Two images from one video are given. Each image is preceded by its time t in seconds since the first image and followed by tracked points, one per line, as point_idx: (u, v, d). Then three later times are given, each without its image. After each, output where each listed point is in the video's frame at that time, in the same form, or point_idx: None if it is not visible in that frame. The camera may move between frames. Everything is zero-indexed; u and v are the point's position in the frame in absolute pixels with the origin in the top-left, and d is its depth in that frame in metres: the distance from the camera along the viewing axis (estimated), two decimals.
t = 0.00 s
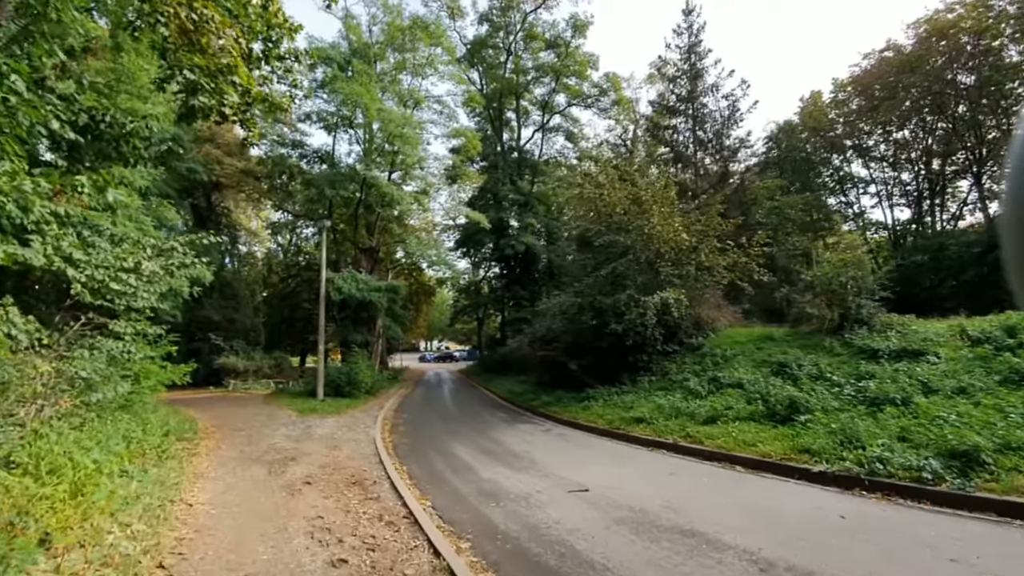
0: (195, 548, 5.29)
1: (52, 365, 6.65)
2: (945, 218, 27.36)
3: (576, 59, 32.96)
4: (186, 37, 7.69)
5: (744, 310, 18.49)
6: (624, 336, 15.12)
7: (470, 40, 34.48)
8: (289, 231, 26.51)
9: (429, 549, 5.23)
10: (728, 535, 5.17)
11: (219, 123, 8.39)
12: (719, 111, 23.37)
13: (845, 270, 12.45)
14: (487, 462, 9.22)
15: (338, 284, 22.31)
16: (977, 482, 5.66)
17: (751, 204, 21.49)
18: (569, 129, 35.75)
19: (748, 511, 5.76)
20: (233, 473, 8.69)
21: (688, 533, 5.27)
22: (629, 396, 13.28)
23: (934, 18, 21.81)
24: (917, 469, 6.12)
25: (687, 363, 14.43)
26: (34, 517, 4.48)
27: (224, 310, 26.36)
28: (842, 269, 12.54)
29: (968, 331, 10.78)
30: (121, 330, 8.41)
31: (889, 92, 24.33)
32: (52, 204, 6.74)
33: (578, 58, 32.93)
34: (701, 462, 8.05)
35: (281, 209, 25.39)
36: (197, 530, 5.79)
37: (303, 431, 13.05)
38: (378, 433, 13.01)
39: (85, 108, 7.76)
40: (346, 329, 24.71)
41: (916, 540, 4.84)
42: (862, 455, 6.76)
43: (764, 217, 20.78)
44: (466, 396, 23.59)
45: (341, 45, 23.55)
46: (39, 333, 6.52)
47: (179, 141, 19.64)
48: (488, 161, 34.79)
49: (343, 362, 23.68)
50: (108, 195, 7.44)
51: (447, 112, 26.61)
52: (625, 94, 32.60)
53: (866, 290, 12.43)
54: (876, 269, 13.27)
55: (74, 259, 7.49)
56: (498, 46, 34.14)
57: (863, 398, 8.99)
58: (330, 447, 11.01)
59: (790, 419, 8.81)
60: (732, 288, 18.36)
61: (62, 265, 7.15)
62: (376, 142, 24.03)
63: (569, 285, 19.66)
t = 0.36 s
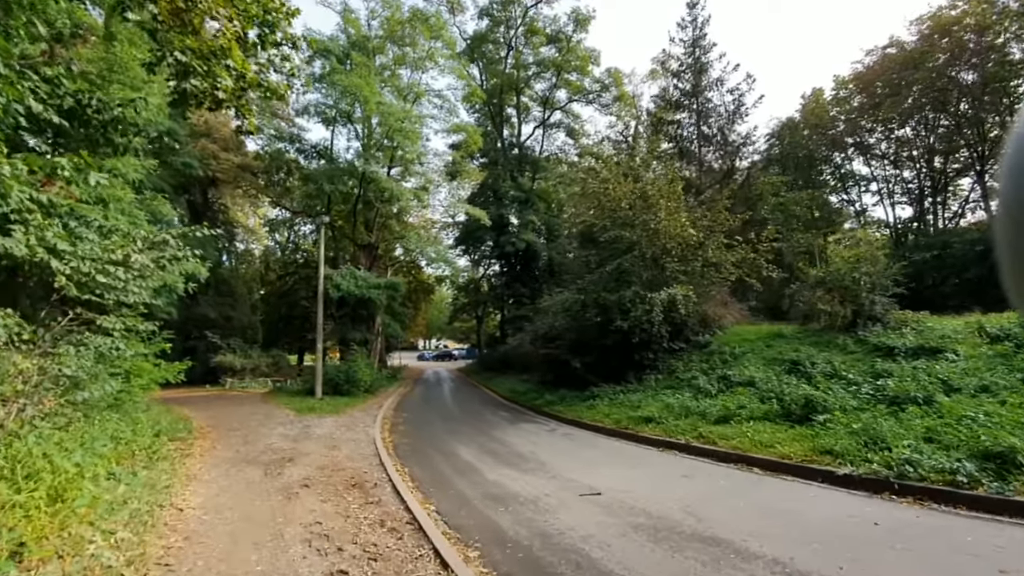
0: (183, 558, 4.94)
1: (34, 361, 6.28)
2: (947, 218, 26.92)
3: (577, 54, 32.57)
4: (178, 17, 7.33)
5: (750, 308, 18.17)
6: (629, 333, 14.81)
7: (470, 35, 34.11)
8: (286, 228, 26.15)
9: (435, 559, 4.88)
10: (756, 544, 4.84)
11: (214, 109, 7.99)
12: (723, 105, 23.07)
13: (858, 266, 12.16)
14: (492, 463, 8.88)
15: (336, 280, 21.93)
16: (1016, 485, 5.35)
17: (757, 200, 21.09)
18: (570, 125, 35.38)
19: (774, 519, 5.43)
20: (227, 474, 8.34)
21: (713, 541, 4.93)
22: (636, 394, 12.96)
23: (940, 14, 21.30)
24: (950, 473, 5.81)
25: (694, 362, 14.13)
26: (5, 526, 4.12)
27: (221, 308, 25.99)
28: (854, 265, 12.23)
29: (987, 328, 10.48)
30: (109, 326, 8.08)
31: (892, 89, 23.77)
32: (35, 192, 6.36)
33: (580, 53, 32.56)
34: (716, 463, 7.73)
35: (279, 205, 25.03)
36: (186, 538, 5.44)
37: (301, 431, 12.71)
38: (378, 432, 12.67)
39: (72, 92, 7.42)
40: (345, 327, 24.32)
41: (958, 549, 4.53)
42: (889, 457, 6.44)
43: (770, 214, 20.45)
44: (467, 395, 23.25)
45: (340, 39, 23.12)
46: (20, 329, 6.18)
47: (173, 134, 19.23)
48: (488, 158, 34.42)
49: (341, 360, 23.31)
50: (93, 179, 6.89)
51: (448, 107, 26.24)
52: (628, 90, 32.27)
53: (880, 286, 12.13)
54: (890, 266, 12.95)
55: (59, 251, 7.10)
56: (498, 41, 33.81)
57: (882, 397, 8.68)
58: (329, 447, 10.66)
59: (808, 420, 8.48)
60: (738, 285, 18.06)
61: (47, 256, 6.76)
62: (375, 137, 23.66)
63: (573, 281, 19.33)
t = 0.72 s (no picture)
0: (173, 572, 4.61)
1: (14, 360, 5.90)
2: (950, 214, 26.48)
3: (580, 47, 32.10)
4: None
5: (759, 305, 17.81)
6: (637, 331, 14.47)
7: (471, 29, 33.68)
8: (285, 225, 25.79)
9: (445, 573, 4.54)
10: (789, 556, 4.52)
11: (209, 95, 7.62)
12: (730, 98, 22.70)
13: (874, 261, 11.81)
14: (500, 466, 8.55)
15: (336, 277, 21.57)
16: None
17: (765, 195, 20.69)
18: (573, 120, 34.94)
19: (806, 528, 5.09)
20: (224, 477, 8.01)
21: (744, 553, 4.59)
22: (645, 393, 12.63)
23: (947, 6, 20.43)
24: (990, 478, 5.49)
25: (704, 359, 13.80)
26: None
27: (219, 305, 25.64)
28: (870, 260, 11.87)
29: (1010, 324, 10.14)
30: (99, 323, 7.72)
31: (895, 86, 22.75)
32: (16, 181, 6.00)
33: (582, 47, 32.08)
34: (735, 466, 7.39)
35: (278, 201, 24.66)
36: (178, 548, 5.10)
37: (301, 431, 12.38)
38: (380, 432, 12.35)
39: (59, 75, 7.06)
40: (345, 324, 23.96)
41: (1011, 563, 4.21)
42: (922, 460, 6.11)
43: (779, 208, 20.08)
44: (470, 392, 22.93)
45: (340, 31, 22.66)
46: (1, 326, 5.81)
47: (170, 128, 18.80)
48: (490, 153, 33.98)
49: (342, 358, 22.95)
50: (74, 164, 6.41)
51: (449, 101, 25.82)
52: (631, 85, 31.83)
53: (897, 282, 11.78)
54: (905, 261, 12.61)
55: (46, 244, 6.74)
56: (500, 35, 33.41)
57: (905, 396, 8.36)
58: (330, 448, 10.33)
59: (830, 420, 8.15)
60: (747, 281, 17.71)
61: (33, 250, 6.41)
62: (375, 132, 23.30)
63: (578, 277, 18.98)
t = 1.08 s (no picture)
0: None
1: None
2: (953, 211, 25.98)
3: (583, 40, 31.66)
4: None
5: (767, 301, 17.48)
6: (645, 327, 14.16)
7: (472, 22, 33.25)
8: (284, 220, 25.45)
9: None
10: (833, 564, 4.22)
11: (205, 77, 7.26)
12: (737, 91, 22.38)
13: (891, 254, 11.52)
14: (511, 466, 8.23)
15: (337, 272, 21.21)
16: None
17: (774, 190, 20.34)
18: (575, 114, 34.52)
19: (845, 534, 4.79)
20: (225, 477, 7.69)
21: (784, 562, 4.29)
22: (655, 390, 12.34)
23: None
24: None
25: (714, 356, 13.51)
26: None
27: (218, 301, 25.28)
28: (887, 253, 11.56)
29: None
30: (93, 317, 7.26)
31: (900, 80, 22.36)
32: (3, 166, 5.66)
33: (585, 40, 31.65)
34: (757, 467, 7.09)
35: (277, 195, 24.29)
36: (177, 555, 4.80)
37: (303, 429, 12.07)
38: (385, 431, 12.03)
39: (49, 54, 6.69)
40: (346, 320, 23.60)
41: None
42: (958, 460, 5.82)
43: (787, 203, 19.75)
44: (473, 390, 22.63)
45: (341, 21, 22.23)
46: None
47: (167, 119, 18.39)
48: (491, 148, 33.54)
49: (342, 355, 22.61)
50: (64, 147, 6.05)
51: (451, 94, 25.43)
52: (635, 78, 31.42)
53: (915, 276, 11.49)
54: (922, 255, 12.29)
55: (33, 232, 6.38)
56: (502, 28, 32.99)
57: (931, 394, 8.07)
58: (333, 447, 10.00)
59: (854, 418, 7.85)
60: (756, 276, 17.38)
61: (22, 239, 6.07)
62: (376, 125, 22.89)
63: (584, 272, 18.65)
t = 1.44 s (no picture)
0: None
1: None
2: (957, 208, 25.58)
3: (586, 34, 31.20)
4: None
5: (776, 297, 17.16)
6: (653, 324, 13.88)
7: (473, 15, 32.81)
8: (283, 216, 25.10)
9: None
10: None
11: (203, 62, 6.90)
12: (743, 85, 22.05)
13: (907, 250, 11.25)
14: (521, 468, 7.94)
15: (337, 268, 20.86)
16: None
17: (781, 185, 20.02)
18: (577, 110, 34.12)
19: (884, 544, 4.52)
20: (224, 481, 7.39)
21: None
22: (665, 389, 12.07)
23: None
24: None
25: (724, 354, 13.23)
26: None
27: (216, 298, 24.94)
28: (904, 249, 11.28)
29: None
30: (86, 315, 6.95)
31: (905, 75, 21.56)
32: None
33: (588, 33, 31.19)
34: (780, 471, 6.81)
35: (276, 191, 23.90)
36: (173, 568, 4.50)
37: (305, 429, 11.76)
38: (388, 431, 11.74)
39: (38, 38, 6.32)
40: (346, 317, 23.26)
41: None
42: (995, 464, 5.54)
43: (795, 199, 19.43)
44: (476, 388, 22.34)
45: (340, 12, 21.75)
46: None
47: (162, 113, 18.01)
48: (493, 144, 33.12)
49: (342, 353, 22.28)
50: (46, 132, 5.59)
51: (452, 88, 25.01)
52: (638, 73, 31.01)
53: (932, 272, 11.21)
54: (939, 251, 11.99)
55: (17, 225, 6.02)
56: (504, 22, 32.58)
57: (956, 394, 7.79)
58: (337, 449, 9.70)
59: (877, 419, 7.58)
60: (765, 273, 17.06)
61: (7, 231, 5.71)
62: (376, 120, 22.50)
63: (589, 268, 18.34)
